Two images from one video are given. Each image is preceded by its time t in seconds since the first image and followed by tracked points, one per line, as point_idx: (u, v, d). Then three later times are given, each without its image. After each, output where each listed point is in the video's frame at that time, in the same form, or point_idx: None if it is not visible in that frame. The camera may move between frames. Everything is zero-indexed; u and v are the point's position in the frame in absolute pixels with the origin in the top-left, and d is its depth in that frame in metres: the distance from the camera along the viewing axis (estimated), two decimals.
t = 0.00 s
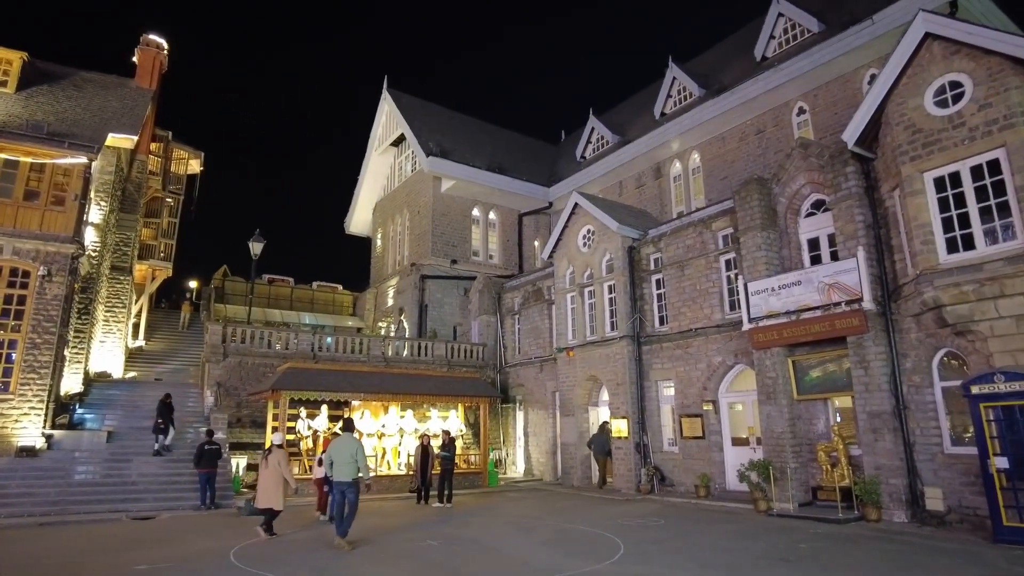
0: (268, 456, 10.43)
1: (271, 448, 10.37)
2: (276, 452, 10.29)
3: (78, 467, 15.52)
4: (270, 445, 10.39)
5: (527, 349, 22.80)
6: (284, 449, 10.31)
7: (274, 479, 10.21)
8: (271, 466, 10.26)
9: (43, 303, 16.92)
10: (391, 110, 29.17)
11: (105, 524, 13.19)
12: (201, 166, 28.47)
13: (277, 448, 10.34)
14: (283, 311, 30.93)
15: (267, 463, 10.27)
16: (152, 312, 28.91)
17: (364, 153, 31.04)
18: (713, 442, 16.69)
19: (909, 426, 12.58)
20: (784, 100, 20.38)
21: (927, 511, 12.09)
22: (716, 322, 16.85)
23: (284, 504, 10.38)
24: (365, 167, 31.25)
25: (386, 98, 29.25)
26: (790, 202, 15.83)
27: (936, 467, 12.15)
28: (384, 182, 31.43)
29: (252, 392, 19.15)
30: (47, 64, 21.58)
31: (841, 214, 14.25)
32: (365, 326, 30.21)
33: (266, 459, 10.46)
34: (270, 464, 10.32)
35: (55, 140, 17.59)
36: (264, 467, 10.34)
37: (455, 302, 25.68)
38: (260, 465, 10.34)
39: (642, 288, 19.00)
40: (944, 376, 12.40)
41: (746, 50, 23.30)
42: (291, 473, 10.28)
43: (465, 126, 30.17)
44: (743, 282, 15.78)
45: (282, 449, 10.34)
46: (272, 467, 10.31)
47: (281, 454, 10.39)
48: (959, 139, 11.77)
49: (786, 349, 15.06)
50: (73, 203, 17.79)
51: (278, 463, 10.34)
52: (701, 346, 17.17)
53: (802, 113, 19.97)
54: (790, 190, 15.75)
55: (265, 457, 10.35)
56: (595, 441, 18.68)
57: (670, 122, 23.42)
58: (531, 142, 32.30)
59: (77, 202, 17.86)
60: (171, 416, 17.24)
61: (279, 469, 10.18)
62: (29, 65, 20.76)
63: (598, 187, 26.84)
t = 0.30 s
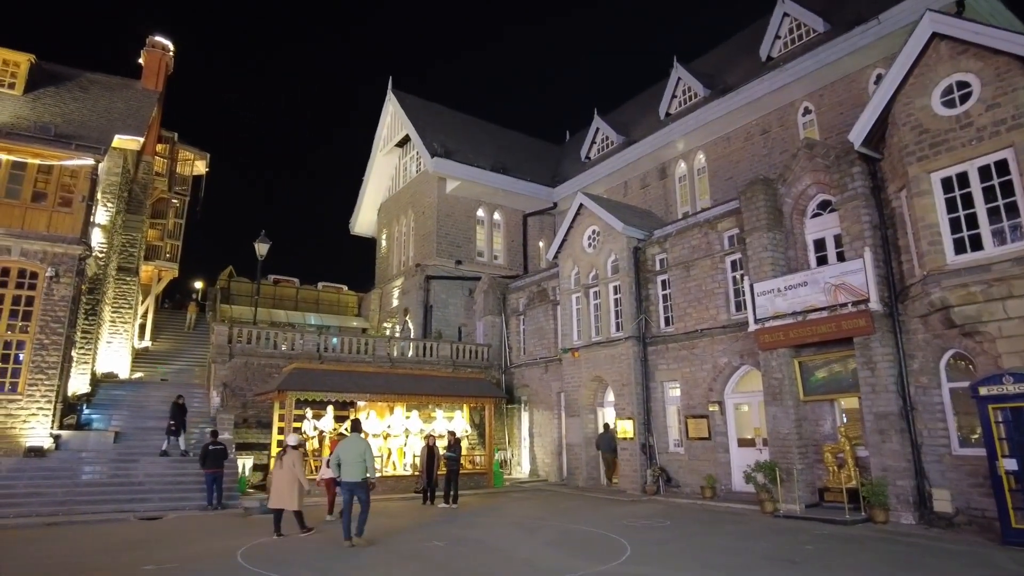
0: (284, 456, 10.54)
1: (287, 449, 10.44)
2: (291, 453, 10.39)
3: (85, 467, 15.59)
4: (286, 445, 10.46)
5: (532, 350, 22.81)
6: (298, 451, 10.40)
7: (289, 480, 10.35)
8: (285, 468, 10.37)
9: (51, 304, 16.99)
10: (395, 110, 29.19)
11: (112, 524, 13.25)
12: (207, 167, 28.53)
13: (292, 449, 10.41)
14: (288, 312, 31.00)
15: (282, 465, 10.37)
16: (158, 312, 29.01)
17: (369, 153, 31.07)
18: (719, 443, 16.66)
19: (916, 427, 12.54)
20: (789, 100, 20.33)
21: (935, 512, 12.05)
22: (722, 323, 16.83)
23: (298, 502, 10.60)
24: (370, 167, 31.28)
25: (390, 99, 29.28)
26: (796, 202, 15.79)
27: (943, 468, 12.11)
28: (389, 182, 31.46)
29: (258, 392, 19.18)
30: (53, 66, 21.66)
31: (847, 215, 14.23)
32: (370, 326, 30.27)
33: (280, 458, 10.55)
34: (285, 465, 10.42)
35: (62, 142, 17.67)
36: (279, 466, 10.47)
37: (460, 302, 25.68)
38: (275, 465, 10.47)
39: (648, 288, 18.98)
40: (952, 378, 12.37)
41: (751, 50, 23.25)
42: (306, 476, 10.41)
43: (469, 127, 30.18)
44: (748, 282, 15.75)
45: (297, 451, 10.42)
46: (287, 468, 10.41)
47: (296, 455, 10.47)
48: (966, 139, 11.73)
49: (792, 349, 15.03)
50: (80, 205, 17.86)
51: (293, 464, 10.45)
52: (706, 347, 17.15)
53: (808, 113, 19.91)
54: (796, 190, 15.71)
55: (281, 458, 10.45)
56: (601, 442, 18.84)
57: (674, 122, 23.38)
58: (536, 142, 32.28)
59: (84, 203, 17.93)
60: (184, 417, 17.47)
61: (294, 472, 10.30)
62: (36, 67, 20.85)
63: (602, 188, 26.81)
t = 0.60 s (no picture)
0: (312, 458, 10.63)
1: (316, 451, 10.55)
2: (320, 456, 10.49)
3: (104, 468, 15.79)
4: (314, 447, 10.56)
5: (545, 351, 22.81)
6: (326, 453, 10.51)
7: (319, 483, 10.48)
8: (316, 470, 10.47)
9: (71, 308, 17.23)
10: (408, 113, 29.27)
11: (131, 524, 13.40)
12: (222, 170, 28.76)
13: (321, 452, 10.52)
14: (303, 314, 31.20)
15: (312, 467, 10.47)
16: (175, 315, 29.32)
17: (382, 155, 31.20)
18: (735, 445, 16.55)
19: (937, 429, 12.37)
20: (804, 99, 20.15)
21: (957, 516, 11.86)
22: (737, 324, 16.73)
23: (326, 503, 10.77)
24: (383, 169, 31.42)
25: (403, 101, 29.34)
26: (813, 202, 15.64)
27: (965, 471, 11.92)
28: (402, 184, 31.57)
29: (274, 394, 19.31)
30: (71, 72, 21.95)
31: (864, 214, 14.08)
32: (384, 327, 30.42)
33: (310, 460, 10.66)
34: (314, 467, 10.53)
35: (81, 147, 17.93)
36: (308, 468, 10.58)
37: (474, 303, 25.77)
38: (304, 467, 10.58)
39: (663, 289, 18.91)
40: (973, 379, 12.10)
41: (765, 48, 23.08)
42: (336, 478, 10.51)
43: (481, 128, 30.21)
44: (764, 283, 15.63)
45: (325, 453, 10.53)
46: (317, 471, 10.51)
47: (325, 457, 10.58)
48: (987, 137, 11.58)
49: (809, 350, 14.90)
50: (99, 209, 18.09)
51: (322, 466, 10.55)
52: (722, 347, 17.05)
53: (823, 111, 19.72)
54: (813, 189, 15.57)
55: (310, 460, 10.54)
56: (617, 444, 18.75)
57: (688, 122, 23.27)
58: (548, 143, 32.27)
59: (102, 207, 18.15)
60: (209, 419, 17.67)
61: (324, 475, 10.42)
62: (55, 73, 21.13)
63: (615, 188, 26.72)
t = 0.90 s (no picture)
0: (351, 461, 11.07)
1: (355, 453, 11.03)
2: (359, 457, 10.98)
3: (141, 470, 16.16)
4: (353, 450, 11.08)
5: (573, 353, 22.77)
6: (365, 454, 11.04)
7: (360, 483, 10.91)
8: (355, 471, 10.89)
9: (108, 314, 17.69)
10: (433, 117, 29.44)
11: (168, 525, 13.70)
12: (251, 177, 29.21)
13: (361, 453, 11.02)
14: (332, 317, 31.57)
15: (352, 469, 10.91)
16: (208, 320, 29.91)
17: (408, 160, 31.45)
18: (767, 448, 16.30)
19: (979, 432, 12.01)
20: (833, 95, 19.79)
21: (1001, 522, 11.50)
22: (768, 325, 16.50)
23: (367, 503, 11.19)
24: (409, 174, 31.68)
25: (427, 105, 29.50)
26: (844, 200, 15.34)
27: (1008, 475, 11.56)
28: (428, 188, 31.77)
29: (305, 397, 19.56)
30: (106, 84, 22.53)
31: (898, 212, 13.71)
32: (412, 330, 30.65)
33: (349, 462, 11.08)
34: (354, 469, 10.96)
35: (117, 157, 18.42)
36: (347, 470, 11.00)
37: (500, 306, 25.86)
38: (344, 469, 11.01)
39: (691, 290, 18.73)
40: (1016, 380, 11.75)
41: (793, 44, 22.72)
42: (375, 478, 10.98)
43: (506, 131, 30.27)
44: (795, 283, 15.40)
45: (363, 454, 11.06)
46: (356, 472, 10.96)
47: (364, 458, 11.07)
48: None
49: (843, 351, 14.62)
50: (134, 217, 18.54)
51: (362, 467, 11.02)
52: (752, 349, 16.81)
53: (853, 108, 19.34)
54: (844, 187, 15.25)
55: (349, 461, 10.97)
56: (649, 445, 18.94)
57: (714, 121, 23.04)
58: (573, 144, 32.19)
59: (137, 216, 18.60)
60: (245, 423, 17.91)
61: (364, 475, 10.88)
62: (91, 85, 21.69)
63: (641, 188, 26.55)
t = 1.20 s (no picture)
0: (401, 466, 11.16)
1: (405, 459, 11.10)
2: (408, 463, 11.04)
3: (194, 474, 16.66)
4: (402, 456, 11.13)
5: (614, 357, 22.63)
6: (413, 459, 11.08)
7: (410, 488, 11.01)
8: (406, 476, 10.99)
9: (162, 322, 18.33)
10: (470, 123, 29.63)
11: (222, 528, 14.09)
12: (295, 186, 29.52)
13: (410, 458, 11.08)
14: (374, 323, 32.03)
15: (403, 474, 11.01)
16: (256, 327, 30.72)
17: (446, 166, 31.73)
18: (818, 452, 15.86)
19: None
20: (880, 88, 19.18)
21: None
22: (816, 326, 16.09)
23: (419, 506, 11.33)
24: (447, 180, 31.97)
25: (464, 111, 29.68)
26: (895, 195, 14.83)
27: None
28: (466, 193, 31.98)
29: (350, 402, 19.88)
30: (157, 101, 23.36)
31: (952, 207, 13.17)
32: (453, 335, 30.89)
33: (399, 467, 11.16)
34: (404, 473, 11.08)
35: (167, 170, 19.09)
36: (397, 475, 11.10)
37: (540, 310, 25.88)
38: (394, 474, 11.11)
39: (736, 291, 18.38)
40: None
41: (836, 36, 22.11)
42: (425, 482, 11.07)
43: (542, 134, 30.28)
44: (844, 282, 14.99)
45: (412, 459, 11.13)
46: (407, 477, 11.07)
47: (413, 463, 11.14)
48: None
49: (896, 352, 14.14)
50: (184, 228, 19.17)
51: (412, 471, 11.11)
52: (800, 350, 16.41)
53: (902, 100, 18.71)
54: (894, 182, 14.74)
55: (399, 467, 11.06)
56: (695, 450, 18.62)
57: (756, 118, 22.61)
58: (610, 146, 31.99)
59: (186, 227, 19.22)
60: (296, 432, 18.21)
61: (414, 479, 10.98)
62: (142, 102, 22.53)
63: (681, 188, 26.22)
